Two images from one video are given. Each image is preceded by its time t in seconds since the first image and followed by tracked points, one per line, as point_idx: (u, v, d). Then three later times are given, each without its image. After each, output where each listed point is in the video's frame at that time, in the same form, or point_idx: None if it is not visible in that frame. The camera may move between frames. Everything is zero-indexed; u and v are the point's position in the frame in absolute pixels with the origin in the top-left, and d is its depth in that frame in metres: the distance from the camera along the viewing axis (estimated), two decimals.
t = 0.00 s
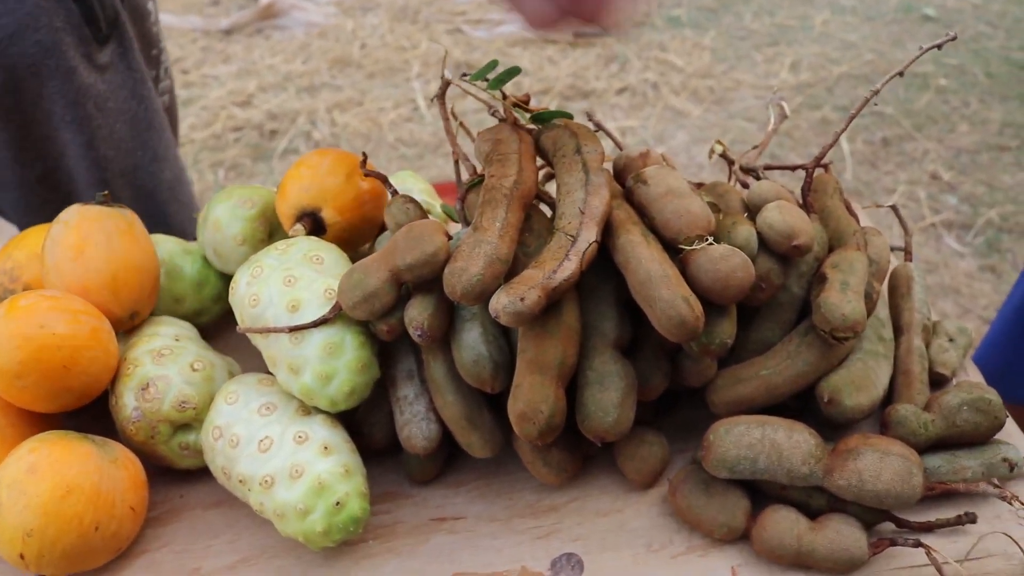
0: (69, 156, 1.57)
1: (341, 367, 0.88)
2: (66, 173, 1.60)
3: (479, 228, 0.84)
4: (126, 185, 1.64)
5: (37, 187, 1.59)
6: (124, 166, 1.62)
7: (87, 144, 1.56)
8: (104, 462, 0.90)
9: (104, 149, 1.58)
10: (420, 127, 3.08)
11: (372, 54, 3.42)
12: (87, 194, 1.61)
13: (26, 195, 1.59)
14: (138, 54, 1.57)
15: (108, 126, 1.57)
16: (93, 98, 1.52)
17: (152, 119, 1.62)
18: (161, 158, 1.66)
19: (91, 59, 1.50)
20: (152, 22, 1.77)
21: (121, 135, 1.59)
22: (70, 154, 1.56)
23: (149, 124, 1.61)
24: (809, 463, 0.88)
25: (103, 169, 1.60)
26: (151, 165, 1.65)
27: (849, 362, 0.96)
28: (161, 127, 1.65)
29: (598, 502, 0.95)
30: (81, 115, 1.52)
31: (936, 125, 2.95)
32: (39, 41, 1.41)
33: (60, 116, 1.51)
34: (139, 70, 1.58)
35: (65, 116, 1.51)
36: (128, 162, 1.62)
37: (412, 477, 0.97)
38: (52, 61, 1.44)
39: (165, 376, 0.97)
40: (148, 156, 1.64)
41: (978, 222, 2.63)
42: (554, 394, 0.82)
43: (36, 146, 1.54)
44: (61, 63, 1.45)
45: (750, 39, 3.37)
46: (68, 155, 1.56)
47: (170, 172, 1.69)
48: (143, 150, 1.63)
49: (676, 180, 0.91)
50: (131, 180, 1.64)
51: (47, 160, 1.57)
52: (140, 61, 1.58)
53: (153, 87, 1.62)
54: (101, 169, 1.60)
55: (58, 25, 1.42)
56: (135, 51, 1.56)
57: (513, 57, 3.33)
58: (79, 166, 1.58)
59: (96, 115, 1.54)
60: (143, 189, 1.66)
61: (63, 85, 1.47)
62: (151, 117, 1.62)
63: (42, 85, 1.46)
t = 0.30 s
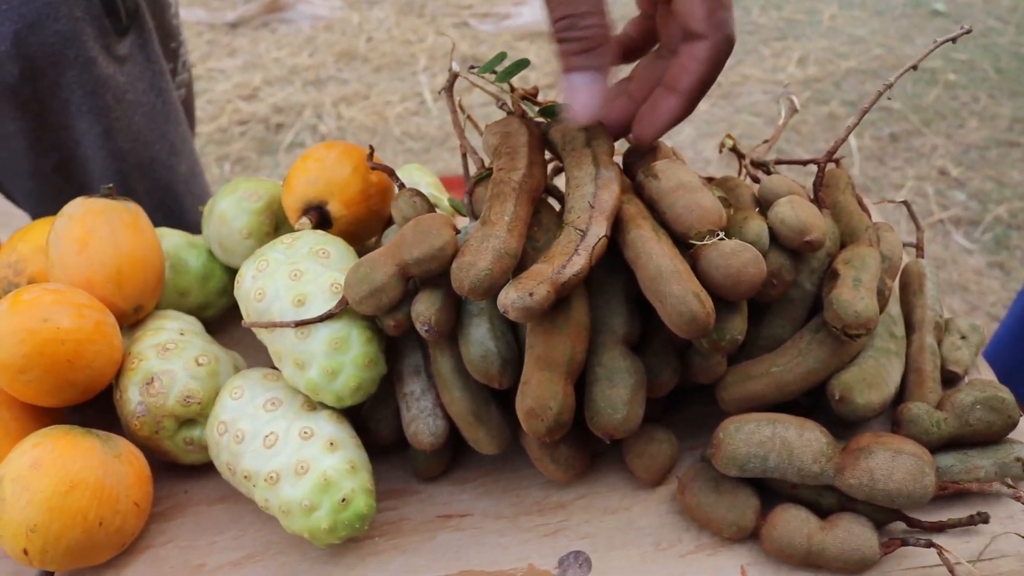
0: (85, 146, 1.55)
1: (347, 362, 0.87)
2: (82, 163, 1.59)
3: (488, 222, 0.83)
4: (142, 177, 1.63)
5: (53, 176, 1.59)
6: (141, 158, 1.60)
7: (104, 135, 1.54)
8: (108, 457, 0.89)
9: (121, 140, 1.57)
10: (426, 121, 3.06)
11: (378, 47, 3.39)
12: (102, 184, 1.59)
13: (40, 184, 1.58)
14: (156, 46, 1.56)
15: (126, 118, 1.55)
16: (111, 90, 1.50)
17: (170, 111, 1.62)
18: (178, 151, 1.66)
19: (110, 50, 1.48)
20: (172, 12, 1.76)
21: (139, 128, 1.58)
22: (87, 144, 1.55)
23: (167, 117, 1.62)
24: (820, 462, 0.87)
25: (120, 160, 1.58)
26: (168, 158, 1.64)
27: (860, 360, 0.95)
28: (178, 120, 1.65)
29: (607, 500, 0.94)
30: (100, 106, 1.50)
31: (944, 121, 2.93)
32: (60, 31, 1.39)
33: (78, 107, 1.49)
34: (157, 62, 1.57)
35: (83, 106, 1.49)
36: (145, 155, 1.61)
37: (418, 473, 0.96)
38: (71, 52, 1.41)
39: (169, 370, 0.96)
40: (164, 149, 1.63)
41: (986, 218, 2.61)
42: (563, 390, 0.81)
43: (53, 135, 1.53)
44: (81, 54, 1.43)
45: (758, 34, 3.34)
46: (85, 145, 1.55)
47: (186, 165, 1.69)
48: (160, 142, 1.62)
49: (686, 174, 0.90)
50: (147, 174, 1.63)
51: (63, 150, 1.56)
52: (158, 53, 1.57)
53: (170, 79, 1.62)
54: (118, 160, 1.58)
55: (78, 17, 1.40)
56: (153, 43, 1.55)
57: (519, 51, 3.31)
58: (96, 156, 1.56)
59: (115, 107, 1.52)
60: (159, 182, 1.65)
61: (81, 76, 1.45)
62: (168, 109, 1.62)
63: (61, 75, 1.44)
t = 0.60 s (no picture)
0: (108, 138, 1.55)
1: (364, 361, 0.86)
2: (104, 155, 1.59)
3: (516, 240, 0.84)
4: (163, 168, 1.63)
5: (74, 167, 1.59)
6: (163, 149, 1.60)
7: (126, 126, 1.54)
8: (123, 453, 0.89)
9: (144, 131, 1.56)
10: (438, 115, 3.04)
11: (391, 41, 3.37)
12: (123, 175, 1.60)
13: (62, 176, 1.59)
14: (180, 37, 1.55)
15: (149, 109, 1.54)
16: (135, 80, 1.50)
17: (192, 102, 1.62)
18: (200, 141, 1.66)
19: (134, 41, 1.48)
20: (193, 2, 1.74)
21: (161, 119, 1.57)
22: (109, 135, 1.55)
23: (188, 108, 1.61)
24: (840, 466, 0.86)
25: (142, 151, 1.58)
26: (189, 149, 1.64)
27: (881, 362, 0.94)
28: (199, 110, 1.64)
29: (624, 501, 0.94)
30: (123, 97, 1.50)
31: (960, 119, 2.90)
32: (84, 21, 1.39)
33: (101, 97, 1.49)
34: (180, 53, 1.57)
35: (106, 97, 1.49)
36: (167, 146, 1.60)
37: (434, 472, 0.95)
38: (95, 42, 1.41)
39: (185, 366, 0.96)
40: (186, 140, 1.63)
41: (1002, 217, 2.59)
42: (601, 393, 0.82)
43: (76, 126, 1.54)
44: (106, 44, 1.43)
45: (772, 30, 3.32)
46: (107, 136, 1.55)
47: (207, 157, 1.69)
48: (182, 134, 1.62)
49: (707, 173, 0.89)
50: (170, 166, 1.63)
51: (85, 141, 1.56)
52: (181, 44, 1.57)
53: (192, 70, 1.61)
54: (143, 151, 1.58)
55: (104, 6, 1.40)
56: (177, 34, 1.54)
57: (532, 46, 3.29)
58: (118, 148, 1.56)
59: (138, 98, 1.52)
60: (181, 174, 1.65)
61: (105, 66, 1.45)
62: (190, 101, 1.62)
63: (85, 65, 1.44)
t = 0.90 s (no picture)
0: (112, 130, 1.55)
1: (374, 355, 0.86)
2: (109, 147, 1.58)
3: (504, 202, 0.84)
4: (168, 160, 1.62)
5: (79, 159, 1.58)
6: (168, 141, 1.59)
7: (131, 118, 1.53)
8: (131, 447, 0.89)
9: (148, 123, 1.55)
10: (445, 109, 3.03)
11: (398, 35, 3.35)
12: (129, 167, 1.59)
13: (67, 168, 1.58)
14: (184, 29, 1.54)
15: (153, 101, 1.54)
16: (140, 72, 1.49)
17: (197, 94, 1.61)
18: (205, 134, 1.65)
19: (139, 33, 1.47)
20: None
21: (165, 111, 1.56)
22: (114, 127, 1.54)
23: (193, 100, 1.60)
24: (854, 463, 0.85)
25: (146, 143, 1.57)
26: (195, 142, 1.63)
27: (894, 359, 0.93)
28: (205, 103, 1.63)
29: (634, 497, 0.93)
30: (127, 89, 1.49)
31: (969, 114, 2.88)
32: (88, 12, 1.38)
33: (106, 89, 1.49)
34: (185, 45, 1.55)
35: (111, 89, 1.49)
36: (172, 138, 1.59)
37: (444, 467, 0.95)
38: (100, 34, 1.41)
39: (193, 360, 0.95)
40: (191, 133, 1.62)
41: (1011, 214, 2.57)
42: (607, 393, 0.82)
43: (80, 117, 1.53)
44: (110, 36, 1.42)
45: (780, 25, 3.30)
46: (112, 128, 1.54)
47: (212, 149, 1.68)
48: (188, 127, 1.61)
49: (720, 166, 0.88)
50: (175, 158, 1.62)
51: (90, 133, 1.55)
52: (186, 36, 1.55)
53: (197, 62, 1.60)
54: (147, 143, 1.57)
55: None
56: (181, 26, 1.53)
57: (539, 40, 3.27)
58: (123, 140, 1.55)
59: (143, 90, 1.51)
60: (187, 166, 1.64)
61: (110, 58, 1.44)
62: (195, 93, 1.61)
63: (89, 57, 1.44)
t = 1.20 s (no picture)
0: (121, 124, 1.54)
1: (387, 352, 0.86)
2: (117, 141, 1.58)
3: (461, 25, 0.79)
4: (176, 155, 1.61)
5: (87, 153, 1.59)
6: (176, 136, 1.58)
7: (139, 112, 1.52)
8: (144, 443, 0.89)
9: (156, 118, 1.54)
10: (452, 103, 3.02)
11: (405, 29, 3.34)
12: (138, 161, 1.59)
13: (76, 162, 1.59)
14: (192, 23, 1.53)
15: (161, 95, 1.53)
16: (148, 66, 1.48)
17: (205, 88, 1.60)
18: (213, 128, 1.64)
19: (147, 26, 1.46)
20: None
21: (173, 105, 1.55)
22: (123, 121, 1.54)
23: (202, 94, 1.60)
24: (868, 463, 0.85)
25: (155, 138, 1.56)
26: (203, 136, 1.62)
27: (909, 358, 0.92)
28: (213, 97, 1.63)
29: (647, 496, 0.93)
30: (135, 83, 1.48)
31: (978, 111, 2.87)
32: (97, 6, 1.38)
33: (114, 83, 1.48)
34: (192, 40, 1.54)
35: (119, 83, 1.48)
36: (180, 133, 1.59)
37: (456, 465, 0.95)
38: (108, 27, 1.40)
39: (206, 356, 0.95)
40: (200, 127, 1.61)
41: (1020, 211, 2.56)
42: (620, 391, 0.82)
43: (88, 111, 1.53)
44: (118, 30, 1.41)
45: (788, 20, 3.28)
46: (120, 122, 1.54)
47: (221, 143, 1.67)
48: (196, 121, 1.60)
49: (736, 164, 0.87)
50: (183, 153, 1.61)
51: (98, 127, 1.55)
52: (194, 29, 1.54)
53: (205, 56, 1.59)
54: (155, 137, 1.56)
55: None
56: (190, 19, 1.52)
57: (547, 35, 3.26)
58: (131, 134, 1.55)
59: (151, 84, 1.50)
60: (195, 160, 1.63)
61: (118, 51, 1.44)
62: (203, 87, 1.60)
63: (97, 51, 1.43)
